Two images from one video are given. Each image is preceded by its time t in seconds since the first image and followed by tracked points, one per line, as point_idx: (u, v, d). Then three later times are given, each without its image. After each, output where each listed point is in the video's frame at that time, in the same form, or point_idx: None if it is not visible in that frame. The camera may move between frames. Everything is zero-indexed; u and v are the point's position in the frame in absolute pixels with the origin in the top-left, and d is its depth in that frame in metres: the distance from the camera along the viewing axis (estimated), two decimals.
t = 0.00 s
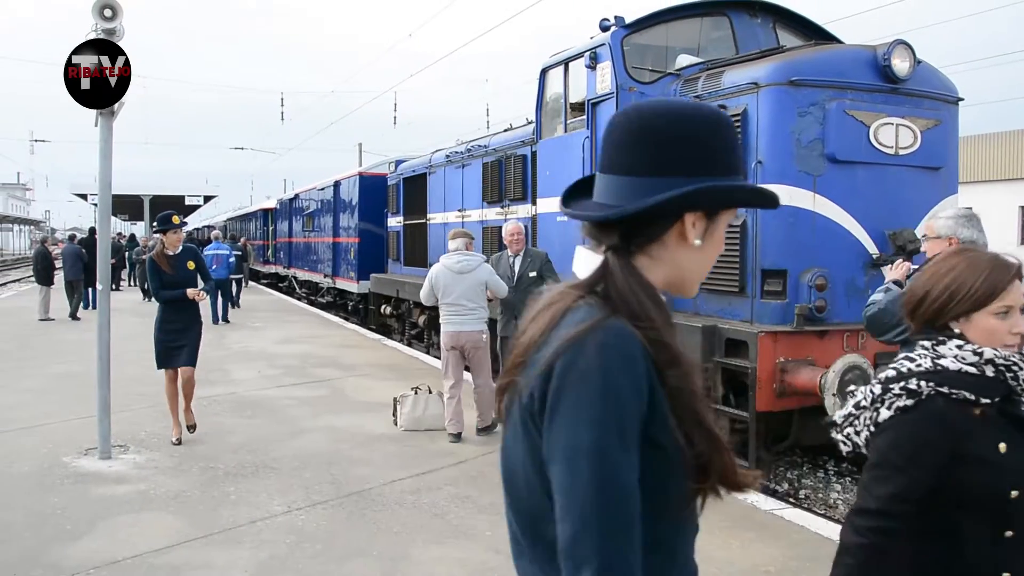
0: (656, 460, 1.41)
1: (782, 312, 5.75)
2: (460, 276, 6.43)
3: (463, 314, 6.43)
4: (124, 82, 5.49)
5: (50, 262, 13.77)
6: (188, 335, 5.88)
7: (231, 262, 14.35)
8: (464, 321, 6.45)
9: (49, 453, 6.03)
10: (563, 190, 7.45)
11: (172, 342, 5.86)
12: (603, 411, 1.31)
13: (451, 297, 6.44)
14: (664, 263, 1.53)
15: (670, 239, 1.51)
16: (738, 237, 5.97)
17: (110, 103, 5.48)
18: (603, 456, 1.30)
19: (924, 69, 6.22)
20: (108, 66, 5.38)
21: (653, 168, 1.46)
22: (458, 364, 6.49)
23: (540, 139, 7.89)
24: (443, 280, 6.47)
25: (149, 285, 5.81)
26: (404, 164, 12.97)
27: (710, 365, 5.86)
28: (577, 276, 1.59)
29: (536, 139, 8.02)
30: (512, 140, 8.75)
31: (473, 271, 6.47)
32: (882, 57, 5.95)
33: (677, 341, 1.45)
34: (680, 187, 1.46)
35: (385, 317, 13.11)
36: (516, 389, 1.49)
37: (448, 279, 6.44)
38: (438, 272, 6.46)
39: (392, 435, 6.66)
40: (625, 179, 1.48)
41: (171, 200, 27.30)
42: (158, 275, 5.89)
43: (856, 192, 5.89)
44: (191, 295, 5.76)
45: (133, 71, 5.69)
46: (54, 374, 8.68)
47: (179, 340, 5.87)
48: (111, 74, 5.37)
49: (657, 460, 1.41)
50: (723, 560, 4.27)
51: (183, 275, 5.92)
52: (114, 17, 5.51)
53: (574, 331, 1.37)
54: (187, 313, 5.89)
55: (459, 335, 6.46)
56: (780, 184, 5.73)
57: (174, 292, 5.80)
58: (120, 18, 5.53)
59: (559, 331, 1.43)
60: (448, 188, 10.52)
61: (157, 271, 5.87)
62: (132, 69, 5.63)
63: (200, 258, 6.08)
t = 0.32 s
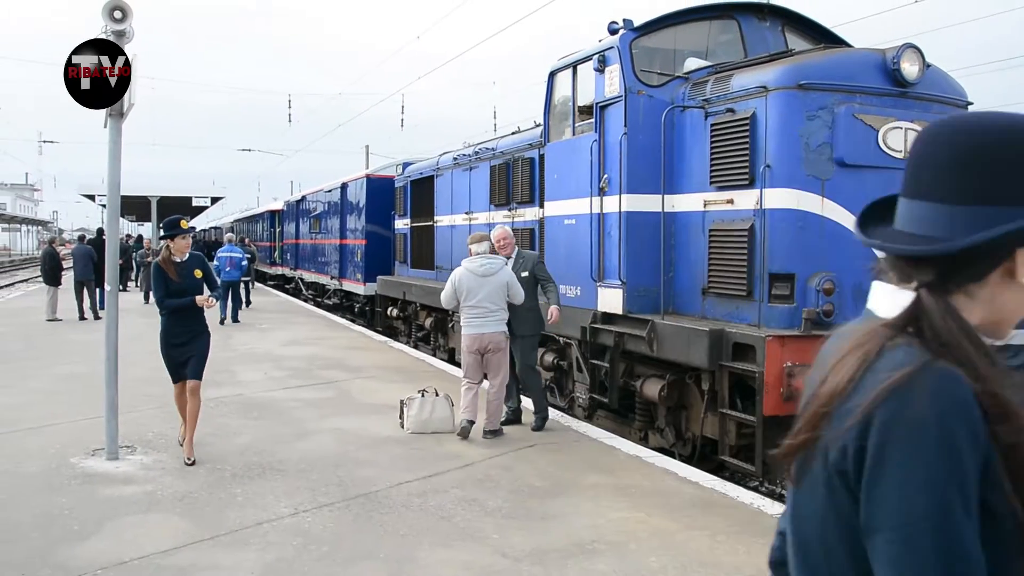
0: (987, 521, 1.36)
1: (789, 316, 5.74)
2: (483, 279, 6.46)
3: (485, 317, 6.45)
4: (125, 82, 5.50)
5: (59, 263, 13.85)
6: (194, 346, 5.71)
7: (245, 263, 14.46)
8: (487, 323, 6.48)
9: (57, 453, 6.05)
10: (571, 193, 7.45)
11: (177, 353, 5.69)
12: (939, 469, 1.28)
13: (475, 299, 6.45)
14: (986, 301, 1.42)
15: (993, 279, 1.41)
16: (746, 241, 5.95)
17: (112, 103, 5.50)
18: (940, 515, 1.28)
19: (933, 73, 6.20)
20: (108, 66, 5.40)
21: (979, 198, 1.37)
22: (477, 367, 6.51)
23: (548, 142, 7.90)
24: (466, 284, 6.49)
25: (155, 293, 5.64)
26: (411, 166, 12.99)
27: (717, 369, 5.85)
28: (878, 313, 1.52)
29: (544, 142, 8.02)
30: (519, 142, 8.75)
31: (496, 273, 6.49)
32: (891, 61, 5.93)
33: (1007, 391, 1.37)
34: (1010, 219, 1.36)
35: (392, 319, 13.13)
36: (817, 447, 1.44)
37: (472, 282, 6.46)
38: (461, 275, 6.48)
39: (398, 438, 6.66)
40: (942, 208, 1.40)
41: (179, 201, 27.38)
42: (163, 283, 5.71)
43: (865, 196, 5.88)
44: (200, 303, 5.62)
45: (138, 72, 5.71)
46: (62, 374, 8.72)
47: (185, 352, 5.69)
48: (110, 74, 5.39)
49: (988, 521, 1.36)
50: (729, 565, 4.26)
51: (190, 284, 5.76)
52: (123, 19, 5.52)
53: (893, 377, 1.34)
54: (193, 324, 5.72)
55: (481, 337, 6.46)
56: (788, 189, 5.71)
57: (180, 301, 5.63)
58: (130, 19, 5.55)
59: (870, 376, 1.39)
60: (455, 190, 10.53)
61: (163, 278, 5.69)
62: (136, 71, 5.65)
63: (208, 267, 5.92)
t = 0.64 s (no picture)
0: None
1: (795, 319, 5.72)
2: (495, 280, 6.46)
3: (496, 318, 6.45)
4: (126, 82, 5.51)
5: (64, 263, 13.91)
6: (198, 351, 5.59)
7: (252, 264, 14.51)
8: (496, 324, 6.48)
9: (61, 453, 6.06)
10: (576, 195, 7.45)
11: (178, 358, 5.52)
12: None
13: (487, 299, 6.44)
14: None
15: None
16: (751, 244, 5.93)
17: (115, 103, 5.51)
18: None
19: (940, 77, 6.19)
20: (108, 66, 5.41)
21: None
22: (482, 365, 6.56)
23: (553, 145, 7.90)
24: (478, 284, 6.46)
25: (155, 295, 5.47)
26: (416, 168, 13.00)
27: (722, 372, 5.84)
28: None
29: (550, 144, 8.03)
30: (524, 145, 8.76)
31: (508, 275, 6.51)
32: (898, 65, 5.92)
33: None
34: None
35: (395, 321, 13.15)
36: None
37: (485, 283, 6.44)
38: (474, 275, 6.43)
39: (402, 439, 6.66)
40: None
41: (184, 202, 27.43)
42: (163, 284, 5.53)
43: (870, 200, 5.89)
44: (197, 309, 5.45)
45: (141, 73, 5.72)
46: (67, 374, 8.73)
47: (188, 357, 5.56)
48: (110, 74, 5.40)
49: None
50: (734, 569, 4.25)
51: (191, 286, 5.58)
52: (130, 19, 5.53)
53: None
54: (196, 327, 5.58)
55: (490, 338, 6.46)
56: (794, 192, 5.70)
57: (180, 305, 5.48)
58: (138, 20, 5.55)
59: None
60: (460, 192, 10.54)
61: (163, 280, 5.52)
62: (139, 72, 5.66)
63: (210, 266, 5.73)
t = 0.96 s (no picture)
0: None
1: (795, 322, 5.73)
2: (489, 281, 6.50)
3: (488, 318, 6.47)
4: (126, 82, 5.52)
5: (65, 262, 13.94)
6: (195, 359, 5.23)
7: (254, 264, 14.54)
8: (488, 325, 6.51)
9: (62, 453, 6.06)
10: (578, 197, 7.46)
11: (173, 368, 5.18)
12: None
13: (479, 300, 6.45)
14: None
15: None
16: (752, 247, 5.94)
17: (115, 103, 5.52)
18: None
19: (941, 81, 6.20)
20: (108, 66, 5.42)
21: None
22: (477, 366, 6.56)
23: (555, 146, 7.91)
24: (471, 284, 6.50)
25: (151, 297, 5.13)
26: (417, 170, 13.02)
27: (723, 375, 5.84)
28: None
29: (551, 146, 8.04)
30: (526, 146, 8.77)
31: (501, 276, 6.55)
32: (900, 69, 5.93)
33: None
34: None
35: (396, 322, 13.17)
36: None
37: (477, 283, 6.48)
38: (468, 275, 6.47)
39: (403, 440, 6.67)
40: None
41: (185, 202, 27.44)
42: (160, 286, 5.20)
43: (871, 203, 5.90)
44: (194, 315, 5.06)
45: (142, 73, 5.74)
46: (68, 373, 8.73)
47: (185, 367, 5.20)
48: (110, 74, 5.42)
49: None
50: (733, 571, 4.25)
51: (191, 288, 5.23)
52: (134, 19, 5.54)
53: None
54: (192, 333, 5.21)
55: (482, 339, 6.48)
56: (795, 195, 5.70)
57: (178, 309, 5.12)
58: (141, 20, 5.57)
59: None
60: (461, 194, 10.55)
61: (160, 281, 5.18)
62: (139, 72, 5.67)
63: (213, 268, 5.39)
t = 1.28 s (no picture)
0: None
1: (792, 324, 5.73)
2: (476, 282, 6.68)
3: (476, 319, 6.62)
4: (127, 82, 5.52)
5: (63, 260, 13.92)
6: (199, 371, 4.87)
7: (253, 264, 14.54)
8: (475, 324, 6.65)
9: (59, 452, 6.05)
10: (576, 198, 7.47)
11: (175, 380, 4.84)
12: None
13: (466, 300, 6.64)
14: None
15: None
16: (749, 249, 5.95)
17: (115, 103, 5.52)
18: None
19: (939, 84, 6.22)
20: (108, 66, 5.42)
21: None
22: (464, 365, 6.75)
23: (553, 147, 7.92)
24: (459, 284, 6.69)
25: (156, 303, 4.80)
26: (416, 170, 13.02)
27: (719, 376, 5.85)
28: None
29: (550, 147, 8.04)
30: (525, 147, 8.77)
31: (489, 277, 6.71)
32: (898, 72, 5.94)
33: None
34: None
35: (394, 322, 13.18)
36: None
37: (465, 283, 6.66)
38: (456, 275, 6.67)
39: (400, 440, 6.68)
40: None
41: (184, 202, 27.41)
42: (166, 292, 4.87)
43: (869, 206, 5.91)
44: (211, 324, 4.77)
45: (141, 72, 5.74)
46: (65, 372, 8.72)
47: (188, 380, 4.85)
48: (110, 74, 5.41)
49: None
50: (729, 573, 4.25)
51: (200, 295, 4.94)
52: (133, 19, 5.54)
53: None
54: (198, 343, 4.88)
55: (470, 338, 6.65)
56: (793, 198, 5.72)
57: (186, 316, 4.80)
58: (140, 20, 5.57)
59: None
60: (459, 195, 10.56)
61: (167, 286, 4.86)
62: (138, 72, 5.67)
63: (220, 274, 5.10)
